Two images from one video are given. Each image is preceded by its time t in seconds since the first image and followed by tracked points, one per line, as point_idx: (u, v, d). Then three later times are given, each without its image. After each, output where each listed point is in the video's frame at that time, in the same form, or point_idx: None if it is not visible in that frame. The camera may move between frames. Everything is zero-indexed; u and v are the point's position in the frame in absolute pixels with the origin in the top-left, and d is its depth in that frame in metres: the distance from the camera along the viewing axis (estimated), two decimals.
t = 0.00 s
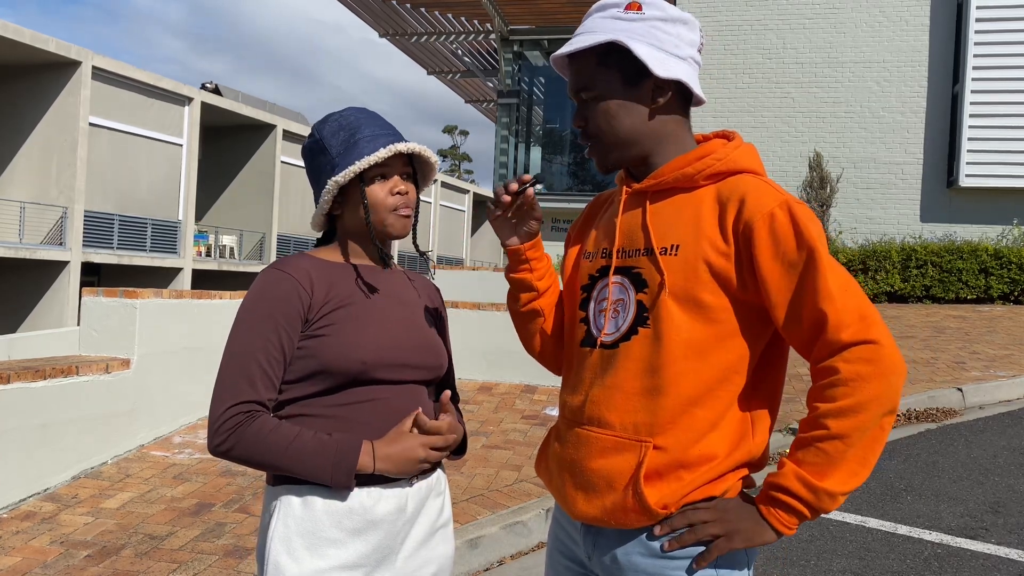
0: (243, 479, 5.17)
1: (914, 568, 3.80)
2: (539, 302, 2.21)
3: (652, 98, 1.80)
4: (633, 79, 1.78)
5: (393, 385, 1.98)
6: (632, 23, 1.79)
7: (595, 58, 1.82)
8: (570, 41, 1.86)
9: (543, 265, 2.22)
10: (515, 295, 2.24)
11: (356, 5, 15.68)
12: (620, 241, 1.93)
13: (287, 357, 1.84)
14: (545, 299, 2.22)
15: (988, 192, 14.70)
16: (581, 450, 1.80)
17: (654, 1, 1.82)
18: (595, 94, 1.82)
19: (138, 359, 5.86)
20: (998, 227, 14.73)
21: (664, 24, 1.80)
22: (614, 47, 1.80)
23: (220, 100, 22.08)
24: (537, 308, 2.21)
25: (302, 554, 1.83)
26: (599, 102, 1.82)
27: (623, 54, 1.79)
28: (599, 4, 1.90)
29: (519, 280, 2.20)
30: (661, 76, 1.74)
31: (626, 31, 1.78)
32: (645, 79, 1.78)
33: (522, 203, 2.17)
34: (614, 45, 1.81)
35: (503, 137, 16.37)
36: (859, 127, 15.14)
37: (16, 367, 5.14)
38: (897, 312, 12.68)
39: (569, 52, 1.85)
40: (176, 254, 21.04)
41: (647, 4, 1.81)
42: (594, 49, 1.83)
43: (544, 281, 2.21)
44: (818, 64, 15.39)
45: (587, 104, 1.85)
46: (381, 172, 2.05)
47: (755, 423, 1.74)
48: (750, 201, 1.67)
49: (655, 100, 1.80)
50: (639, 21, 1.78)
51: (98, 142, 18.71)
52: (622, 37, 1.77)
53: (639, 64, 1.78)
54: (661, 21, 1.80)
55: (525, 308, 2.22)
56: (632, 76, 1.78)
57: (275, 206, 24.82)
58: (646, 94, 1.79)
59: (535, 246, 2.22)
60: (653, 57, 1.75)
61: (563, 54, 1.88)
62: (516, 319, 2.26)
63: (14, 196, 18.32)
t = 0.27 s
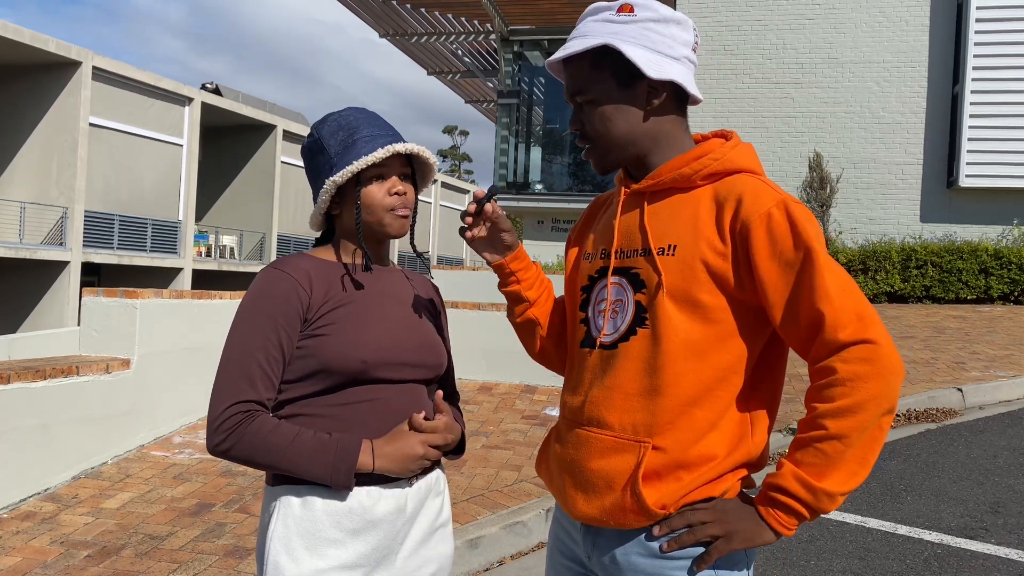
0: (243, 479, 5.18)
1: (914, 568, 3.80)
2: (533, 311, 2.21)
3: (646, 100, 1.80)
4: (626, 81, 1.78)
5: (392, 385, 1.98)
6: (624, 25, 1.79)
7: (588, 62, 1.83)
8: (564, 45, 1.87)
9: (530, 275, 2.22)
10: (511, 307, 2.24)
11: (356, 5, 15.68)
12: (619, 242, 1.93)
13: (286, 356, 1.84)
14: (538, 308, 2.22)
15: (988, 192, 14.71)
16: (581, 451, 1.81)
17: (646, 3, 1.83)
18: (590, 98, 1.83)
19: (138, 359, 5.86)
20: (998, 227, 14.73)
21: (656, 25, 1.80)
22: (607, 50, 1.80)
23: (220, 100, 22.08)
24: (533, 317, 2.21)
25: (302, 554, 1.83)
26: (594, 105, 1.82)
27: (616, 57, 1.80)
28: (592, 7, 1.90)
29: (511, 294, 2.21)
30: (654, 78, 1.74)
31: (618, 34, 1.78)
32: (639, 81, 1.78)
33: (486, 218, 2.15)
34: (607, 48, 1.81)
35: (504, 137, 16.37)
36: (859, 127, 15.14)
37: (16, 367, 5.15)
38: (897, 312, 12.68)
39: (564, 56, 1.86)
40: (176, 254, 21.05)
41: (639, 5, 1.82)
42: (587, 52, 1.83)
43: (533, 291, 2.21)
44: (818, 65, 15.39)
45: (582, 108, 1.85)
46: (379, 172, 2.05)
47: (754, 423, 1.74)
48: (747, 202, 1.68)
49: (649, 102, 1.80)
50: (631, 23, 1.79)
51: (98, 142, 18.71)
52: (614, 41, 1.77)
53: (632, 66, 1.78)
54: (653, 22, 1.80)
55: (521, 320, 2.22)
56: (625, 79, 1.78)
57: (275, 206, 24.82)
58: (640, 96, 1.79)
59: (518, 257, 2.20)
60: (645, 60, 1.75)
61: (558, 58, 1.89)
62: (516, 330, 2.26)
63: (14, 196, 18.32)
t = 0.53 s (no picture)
0: (243, 479, 5.18)
1: (914, 568, 3.81)
2: (526, 320, 2.21)
3: (643, 101, 1.81)
4: (623, 82, 1.79)
5: (393, 386, 1.99)
6: (620, 26, 1.79)
7: (584, 64, 1.83)
8: (562, 48, 1.87)
9: (518, 283, 2.24)
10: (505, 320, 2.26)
11: (356, 5, 15.68)
12: (618, 241, 1.93)
13: (287, 357, 1.85)
14: (533, 315, 2.22)
15: (988, 192, 14.70)
16: (581, 451, 1.81)
17: (643, 3, 1.83)
18: (587, 99, 1.83)
19: (139, 359, 5.87)
20: (998, 227, 14.74)
21: (653, 25, 1.80)
22: (604, 52, 1.81)
23: (220, 100, 22.09)
24: (527, 326, 2.21)
25: (301, 554, 1.83)
26: (591, 107, 1.83)
27: (612, 58, 1.80)
28: (589, 9, 1.90)
29: (503, 305, 2.23)
30: (651, 79, 1.74)
31: (615, 35, 1.78)
32: (635, 81, 1.78)
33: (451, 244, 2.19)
34: (604, 50, 1.81)
35: (504, 137, 16.37)
36: (859, 127, 15.14)
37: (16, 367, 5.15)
38: (898, 312, 12.68)
39: (562, 58, 1.86)
40: (176, 254, 21.05)
41: (635, 6, 1.83)
42: (584, 54, 1.84)
43: (524, 300, 2.23)
44: (818, 65, 15.39)
45: (580, 109, 1.86)
46: (376, 169, 2.05)
47: (755, 422, 1.75)
48: (746, 201, 1.68)
49: (646, 104, 1.81)
50: (628, 24, 1.79)
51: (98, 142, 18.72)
52: (610, 42, 1.78)
53: (630, 67, 1.78)
54: (649, 22, 1.80)
55: (516, 330, 2.23)
56: (621, 80, 1.79)
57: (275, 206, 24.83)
58: (637, 97, 1.79)
59: (501, 269, 2.21)
60: (641, 61, 1.75)
61: (555, 61, 1.89)
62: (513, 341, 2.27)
63: (14, 196, 18.33)
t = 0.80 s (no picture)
0: (243, 479, 5.18)
1: (915, 568, 3.80)
2: (523, 322, 2.21)
3: (644, 102, 1.81)
4: (623, 82, 1.79)
5: (393, 386, 1.99)
6: (621, 27, 1.79)
7: (585, 64, 1.83)
8: (562, 49, 1.87)
9: (514, 285, 2.25)
10: (502, 322, 2.26)
11: (356, 5, 15.68)
12: (617, 241, 1.93)
13: (287, 358, 1.85)
14: (530, 317, 2.22)
15: (988, 192, 14.70)
16: (581, 450, 1.81)
17: (644, 3, 1.83)
18: (587, 100, 1.83)
19: (139, 359, 5.87)
20: (998, 227, 14.73)
21: (653, 25, 1.80)
22: (604, 52, 1.81)
23: (220, 100, 22.09)
24: (524, 328, 2.21)
25: (302, 554, 1.83)
26: (592, 108, 1.83)
27: (613, 59, 1.80)
28: (589, 9, 1.90)
29: (499, 306, 2.23)
30: (652, 79, 1.74)
31: (615, 35, 1.78)
32: (636, 82, 1.78)
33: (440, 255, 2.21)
34: (604, 50, 1.81)
35: (504, 137, 16.37)
36: (859, 127, 15.14)
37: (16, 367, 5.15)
38: (898, 312, 12.68)
39: (563, 59, 1.86)
40: (176, 254, 21.05)
41: (636, 6, 1.82)
42: (584, 55, 1.83)
43: (520, 300, 2.23)
44: (818, 65, 15.39)
45: (581, 110, 1.86)
46: (376, 169, 2.05)
47: (755, 422, 1.75)
48: (746, 201, 1.68)
49: (647, 104, 1.81)
50: (628, 24, 1.79)
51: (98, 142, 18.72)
52: (610, 43, 1.78)
53: (630, 67, 1.78)
54: (650, 22, 1.80)
55: (513, 332, 2.23)
56: (621, 81, 1.79)
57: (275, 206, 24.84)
58: (637, 97, 1.79)
59: (496, 270, 2.23)
60: (642, 61, 1.75)
61: (555, 62, 1.89)
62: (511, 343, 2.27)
63: (14, 196, 18.33)
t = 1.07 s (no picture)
0: (243, 479, 5.18)
1: (914, 568, 3.80)
2: (523, 322, 2.21)
3: (645, 102, 1.81)
4: (624, 82, 1.78)
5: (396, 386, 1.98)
6: (623, 26, 1.79)
7: (586, 64, 1.83)
8: (563, 48, 1.87)
9: (514, 285, 2.25)
10: (502, 322, 2.26)
11: (356, 5, 15.68)
12: (618, 240, 1.93)
13: (289, 359, 1.85)
14: (530, 318, 2.22)
15: (988, 192, 14.70)
16: (581, 449, 1.81)
17: (645, 3, 1.83)
18: (589, 99, 1.83)
19: (139, 359, 5.86)
20: (999, 227, 14.73)
21: (654, 26, 1.80)
22: (605, 52, 1.80)
23: (220, 100, 22.09)
24: (524, 328, 2.21)
25: (305, 553, 1.84)
26: (593, 107, 1.83)
27: (614, 58, 1.80)
28: (591, 7, 1.90)
29: (499, 307, 2.23)
30: (653, 79, 1.74)
31: (617, 35, 1.78)
32: (637, 82, 1.78)
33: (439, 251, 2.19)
34: (606, 50, 1.81)
35: (504, 137, 16.36)
36: (859, 126, 15.14)
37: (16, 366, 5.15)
38: (898, 312, 12.67)
39: (564, 59, 1.86)
40: (177, 254, 21.05)
41: (637, 6, 1.82)
42: (586, 54, 1.83)
43: (520, 300, 2.23)
44: (818, 64, 15.39)
45: (582, 109, 1.86)
46: (376, 170, 2.04)
47: (754, 422, 1.75)
48: (747, 201, 1.68)
49: (648, 104, 1.81)
50: (630, 25, 1.80)
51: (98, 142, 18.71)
52: (611, 44, 1.78)
53: (632, 67, 1.78)
54: (651, 23, 1.80)
55: (513, 331, 2.23)
56: (622, 81, 1.79)
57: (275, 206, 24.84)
58: (639, 97, 1.79)
59: (496, 271, 2.23)
60: (643, 61, 1.75)
61: (557, 60, 1.89)
62: (511, 343, 2.27)
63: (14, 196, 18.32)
